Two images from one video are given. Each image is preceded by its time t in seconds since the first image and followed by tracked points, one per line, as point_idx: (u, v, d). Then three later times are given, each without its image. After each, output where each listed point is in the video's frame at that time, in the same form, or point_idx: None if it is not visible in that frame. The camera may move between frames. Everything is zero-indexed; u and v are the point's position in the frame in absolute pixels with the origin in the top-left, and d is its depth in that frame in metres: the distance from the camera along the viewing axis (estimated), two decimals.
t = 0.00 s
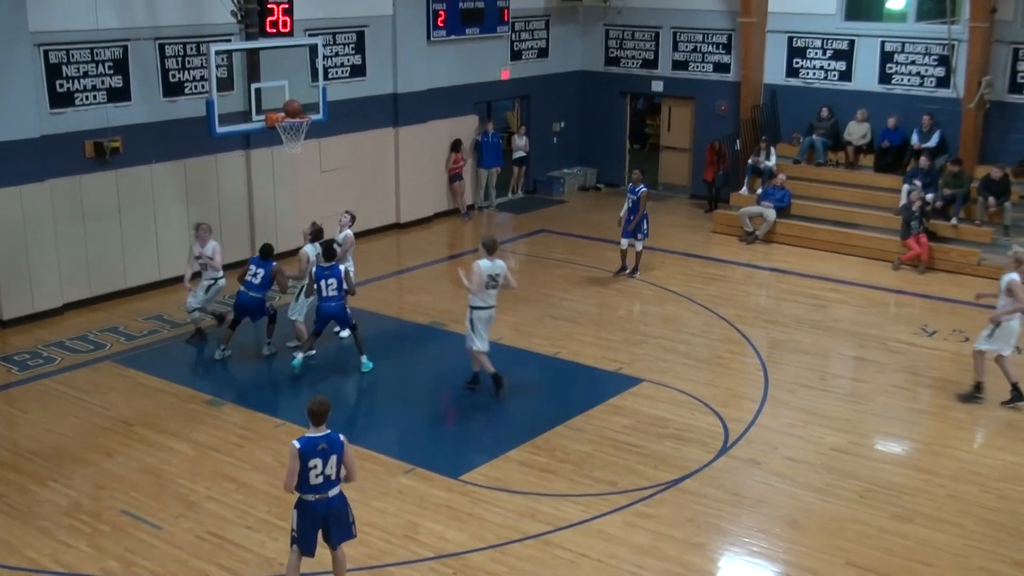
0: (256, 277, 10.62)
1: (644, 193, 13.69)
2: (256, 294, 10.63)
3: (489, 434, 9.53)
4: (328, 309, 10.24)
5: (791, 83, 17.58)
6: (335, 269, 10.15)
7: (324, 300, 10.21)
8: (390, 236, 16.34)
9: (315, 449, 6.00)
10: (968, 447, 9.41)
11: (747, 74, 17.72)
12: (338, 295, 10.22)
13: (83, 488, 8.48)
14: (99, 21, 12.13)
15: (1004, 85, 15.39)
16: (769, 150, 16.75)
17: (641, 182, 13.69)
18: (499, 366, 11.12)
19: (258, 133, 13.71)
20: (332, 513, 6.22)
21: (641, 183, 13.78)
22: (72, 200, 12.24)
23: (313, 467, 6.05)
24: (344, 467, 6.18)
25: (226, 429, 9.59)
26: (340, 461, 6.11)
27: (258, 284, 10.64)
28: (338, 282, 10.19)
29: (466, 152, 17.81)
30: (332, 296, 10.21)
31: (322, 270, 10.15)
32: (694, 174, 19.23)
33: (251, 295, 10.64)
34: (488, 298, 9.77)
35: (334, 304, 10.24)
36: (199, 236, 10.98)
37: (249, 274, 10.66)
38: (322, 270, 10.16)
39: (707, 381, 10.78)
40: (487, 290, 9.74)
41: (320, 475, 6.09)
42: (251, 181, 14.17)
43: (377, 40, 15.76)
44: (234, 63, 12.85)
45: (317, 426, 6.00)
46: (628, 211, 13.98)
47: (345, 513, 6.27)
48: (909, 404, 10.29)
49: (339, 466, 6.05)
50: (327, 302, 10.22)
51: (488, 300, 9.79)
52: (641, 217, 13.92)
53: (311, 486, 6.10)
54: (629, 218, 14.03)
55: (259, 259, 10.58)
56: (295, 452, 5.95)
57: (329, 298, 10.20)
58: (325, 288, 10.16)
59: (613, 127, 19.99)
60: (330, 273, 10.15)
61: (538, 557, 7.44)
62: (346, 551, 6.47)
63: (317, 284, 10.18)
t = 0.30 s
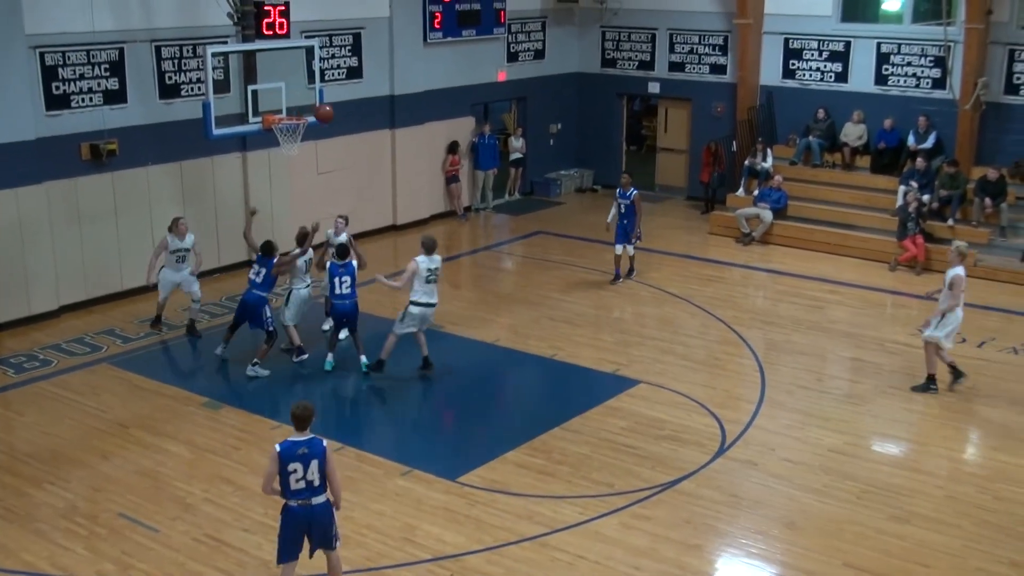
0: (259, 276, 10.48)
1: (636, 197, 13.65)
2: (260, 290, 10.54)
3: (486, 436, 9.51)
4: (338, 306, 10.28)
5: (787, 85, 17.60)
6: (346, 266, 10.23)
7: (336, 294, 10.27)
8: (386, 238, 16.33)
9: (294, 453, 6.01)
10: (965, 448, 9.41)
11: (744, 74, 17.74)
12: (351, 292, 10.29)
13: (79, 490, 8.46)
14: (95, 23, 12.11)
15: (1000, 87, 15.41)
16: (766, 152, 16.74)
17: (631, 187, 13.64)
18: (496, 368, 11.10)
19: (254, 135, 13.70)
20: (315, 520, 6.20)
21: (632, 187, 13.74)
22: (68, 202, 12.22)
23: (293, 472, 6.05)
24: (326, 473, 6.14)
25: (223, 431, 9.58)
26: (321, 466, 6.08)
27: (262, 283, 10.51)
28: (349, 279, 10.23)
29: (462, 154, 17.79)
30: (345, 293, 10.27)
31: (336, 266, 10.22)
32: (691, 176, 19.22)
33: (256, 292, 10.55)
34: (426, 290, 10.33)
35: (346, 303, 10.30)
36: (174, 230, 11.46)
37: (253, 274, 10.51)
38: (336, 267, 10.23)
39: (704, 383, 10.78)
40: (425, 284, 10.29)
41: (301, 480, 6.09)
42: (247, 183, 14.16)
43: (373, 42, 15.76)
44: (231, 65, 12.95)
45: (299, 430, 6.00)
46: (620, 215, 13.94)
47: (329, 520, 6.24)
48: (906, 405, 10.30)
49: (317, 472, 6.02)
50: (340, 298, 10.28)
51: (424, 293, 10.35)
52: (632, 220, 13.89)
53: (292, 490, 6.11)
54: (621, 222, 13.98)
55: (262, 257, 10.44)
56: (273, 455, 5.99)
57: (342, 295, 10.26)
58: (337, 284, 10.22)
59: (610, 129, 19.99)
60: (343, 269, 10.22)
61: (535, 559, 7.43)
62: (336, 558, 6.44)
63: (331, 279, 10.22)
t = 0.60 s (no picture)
0: (287, 253, 10.56)
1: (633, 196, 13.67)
2: (297, 267, 10.62)
3: (483, 437, 9.52)
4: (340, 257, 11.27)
5: (785, 86, 17.62)
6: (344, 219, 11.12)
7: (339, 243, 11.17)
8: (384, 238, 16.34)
9: (303, 457, 6.00)
10: (962, 449, 9.43)
11: (742, 75, 17.53)
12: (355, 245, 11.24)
13: (77, 491, 8.45)
14: (92, 24, 12.10)
15: (997, 88, 15.43)
16: (763, 153, 16.77)
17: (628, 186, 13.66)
18: (493, 368, 11.11)
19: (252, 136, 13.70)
20: (319, 525, 6.19)
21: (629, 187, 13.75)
22: (66, 204, 12.22)
23: (301, 476, 6.04)
24: (333, 479, 6.15)
25: (221, 432, 9.58)
26: (329, 472, 6.09)
27: (293, 260, 10.60)
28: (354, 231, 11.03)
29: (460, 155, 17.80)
30: (346, 245, 11.19)
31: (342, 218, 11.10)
32: (689, 177, 19.22)
33: (292, 270, 10.61)
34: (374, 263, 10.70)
35: (350, 253, 11.27)
36: (171, 222, 11.49)
37: (280, 253, 10.60)
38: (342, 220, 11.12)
39: (702, 384, 10.78)
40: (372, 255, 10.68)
41: (308, 485, 6.08)
42: (245, 184, 14.16)
43: (371, 43, 15.76)
44: (229, 66, 12.73)
45: (309, 435, 6.00)
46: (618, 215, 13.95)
47: (334, 526, 6.25)
48: (904, 406, 10.31)
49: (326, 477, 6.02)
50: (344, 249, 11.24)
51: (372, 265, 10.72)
52: (630, 220, 13.90)
53: (298, 495, 6.10)
54: (619, 223, 13.99)
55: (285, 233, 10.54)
56: (284, 458, 5.98)
57: (346, 246, 11.20)
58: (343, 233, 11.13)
59: (608, 129, 19.99)
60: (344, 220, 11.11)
61: (533, 560, 7.44)
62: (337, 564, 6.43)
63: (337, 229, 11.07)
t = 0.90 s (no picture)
0: (316, 296, 9.89)
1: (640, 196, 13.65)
2: (330, 308, 9.99)
3: (482, 437, 9.53)
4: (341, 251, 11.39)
5: (784, 87, 17.63)
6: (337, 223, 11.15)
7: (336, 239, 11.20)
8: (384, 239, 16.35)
9: (304, 458, 6.00)
10: (962, 449, 9.43)
11: (740, 77, 17.53)
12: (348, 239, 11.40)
13: (76, 492, 8.45)
14: (91, 24, 12.10)
15: (997, 89, 15.44)
16: (763, 153, 16.78)
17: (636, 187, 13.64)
18: (492, 368, 11.13)
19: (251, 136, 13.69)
20: (321, 527, 6.17)
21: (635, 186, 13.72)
22: (66, 204, 12.21)
23: (302, 477, 6.04)
24: (334, 480, 6.13)
25: (220, 432, 9.59)
26: (330, 473, 6.08)
27: (323, 300, 9.94)
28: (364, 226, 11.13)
29: (459, 156, 17.79)
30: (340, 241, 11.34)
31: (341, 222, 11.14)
32: (688, 178, 19.22)
33: (322, 312, 9.95)
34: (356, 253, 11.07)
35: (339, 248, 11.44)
36: (173, 226, 11.62)
37: (307, 298, 9.88)
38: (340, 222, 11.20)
39: (701, 384, 10.78)
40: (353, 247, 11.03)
41: (309, 486, 6.07)
42: (244, 184, 14.15)
43: (371, 43, 15.76)
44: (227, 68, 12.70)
45: (309, 435, 6.00)
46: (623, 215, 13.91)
47: (336, 528, 6.22)
48: (903, 407, 10.32)
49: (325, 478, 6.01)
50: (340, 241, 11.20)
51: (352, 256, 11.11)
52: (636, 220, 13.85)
53: (300, 496, 6.09)
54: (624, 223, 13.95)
55: (308, 278, 9.84)
56: (284, 459, 5.99)
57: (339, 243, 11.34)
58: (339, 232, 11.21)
59: (607, 130, 19.99)
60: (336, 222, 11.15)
61: (532, 561, 7.44)
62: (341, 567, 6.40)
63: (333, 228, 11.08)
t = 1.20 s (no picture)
0: (293, 293, 9.84)
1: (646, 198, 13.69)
2: (306, 305, 9.93)
3: (481, 437, 9.54)
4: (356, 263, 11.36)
5: (783, 87, 17.63)
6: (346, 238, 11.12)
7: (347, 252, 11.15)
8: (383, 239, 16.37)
9: (282, 459, 6.00)
10: (961, 450, 9.44)
11: (740, 77, 17.55)
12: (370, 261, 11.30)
13: (75, 493, 8.45)
14: (91, 25, 12.10)
15: (996, 90, 15.44)
16: (762, 154, 16.80)
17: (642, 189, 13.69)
18: (490, 369, 11.14)
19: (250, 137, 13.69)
20: (304, 527, 6.18)
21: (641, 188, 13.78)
22: (65, 205, 12.20)
23: (282, 478, 6.04)
24: (315, 479, 6.13)
25: (219, 433, 9.58)
26: (309, 472, 6.08)
27: (300, 298, 9.88)
28: (355, 267, 10.37)
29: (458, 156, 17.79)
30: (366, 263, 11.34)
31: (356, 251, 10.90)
32: (687, 178, 19.23)
33: (297, 309, 9.91)
34: (344, 294, 10.30)
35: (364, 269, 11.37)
36: (170, 235, 11.49)
37: (282, 294, 9.83)
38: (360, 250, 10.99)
39: (700, 385, 10.79)
40: (338, 290, 10.26)
41: (290, 486, 6.07)
42: (244, 185, 14.15)
43: (370, 44, 15.76)
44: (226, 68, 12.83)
45: (285, 436, 6.01)
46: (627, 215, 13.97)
47: (319, 526, 6.23)
48: (902, 407, 10.32)
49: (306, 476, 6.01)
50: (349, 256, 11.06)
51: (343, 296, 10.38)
52: (640, 221, 13.91)
53: (280, 497, 6.09)
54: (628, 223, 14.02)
55: (285, 274, 9.77)
56: (262, 462, 5.98)
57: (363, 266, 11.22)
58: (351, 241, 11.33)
59: (607, 130, 19.99)
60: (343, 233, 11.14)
61: (531, 561, 7.43)
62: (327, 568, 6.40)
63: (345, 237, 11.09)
